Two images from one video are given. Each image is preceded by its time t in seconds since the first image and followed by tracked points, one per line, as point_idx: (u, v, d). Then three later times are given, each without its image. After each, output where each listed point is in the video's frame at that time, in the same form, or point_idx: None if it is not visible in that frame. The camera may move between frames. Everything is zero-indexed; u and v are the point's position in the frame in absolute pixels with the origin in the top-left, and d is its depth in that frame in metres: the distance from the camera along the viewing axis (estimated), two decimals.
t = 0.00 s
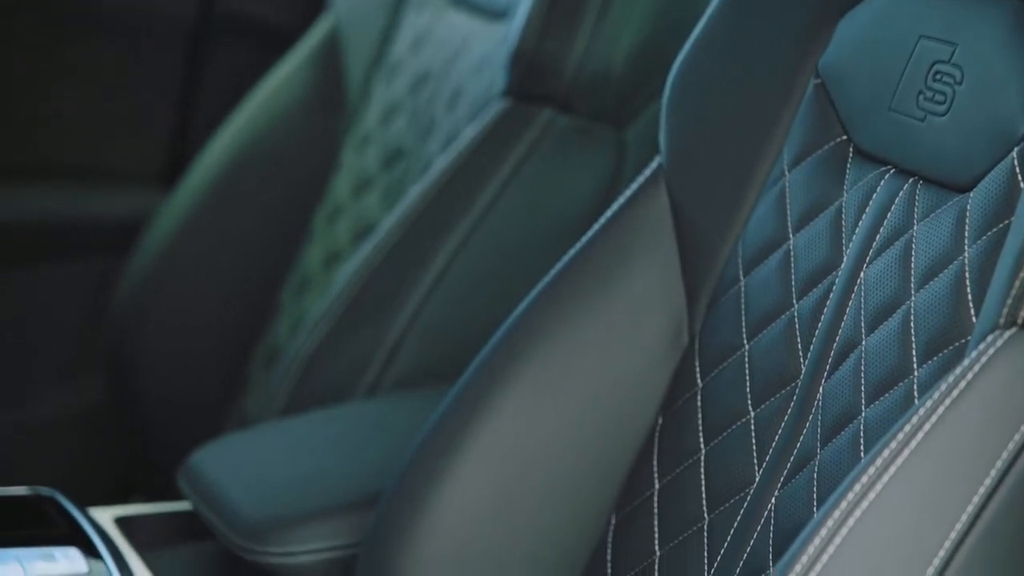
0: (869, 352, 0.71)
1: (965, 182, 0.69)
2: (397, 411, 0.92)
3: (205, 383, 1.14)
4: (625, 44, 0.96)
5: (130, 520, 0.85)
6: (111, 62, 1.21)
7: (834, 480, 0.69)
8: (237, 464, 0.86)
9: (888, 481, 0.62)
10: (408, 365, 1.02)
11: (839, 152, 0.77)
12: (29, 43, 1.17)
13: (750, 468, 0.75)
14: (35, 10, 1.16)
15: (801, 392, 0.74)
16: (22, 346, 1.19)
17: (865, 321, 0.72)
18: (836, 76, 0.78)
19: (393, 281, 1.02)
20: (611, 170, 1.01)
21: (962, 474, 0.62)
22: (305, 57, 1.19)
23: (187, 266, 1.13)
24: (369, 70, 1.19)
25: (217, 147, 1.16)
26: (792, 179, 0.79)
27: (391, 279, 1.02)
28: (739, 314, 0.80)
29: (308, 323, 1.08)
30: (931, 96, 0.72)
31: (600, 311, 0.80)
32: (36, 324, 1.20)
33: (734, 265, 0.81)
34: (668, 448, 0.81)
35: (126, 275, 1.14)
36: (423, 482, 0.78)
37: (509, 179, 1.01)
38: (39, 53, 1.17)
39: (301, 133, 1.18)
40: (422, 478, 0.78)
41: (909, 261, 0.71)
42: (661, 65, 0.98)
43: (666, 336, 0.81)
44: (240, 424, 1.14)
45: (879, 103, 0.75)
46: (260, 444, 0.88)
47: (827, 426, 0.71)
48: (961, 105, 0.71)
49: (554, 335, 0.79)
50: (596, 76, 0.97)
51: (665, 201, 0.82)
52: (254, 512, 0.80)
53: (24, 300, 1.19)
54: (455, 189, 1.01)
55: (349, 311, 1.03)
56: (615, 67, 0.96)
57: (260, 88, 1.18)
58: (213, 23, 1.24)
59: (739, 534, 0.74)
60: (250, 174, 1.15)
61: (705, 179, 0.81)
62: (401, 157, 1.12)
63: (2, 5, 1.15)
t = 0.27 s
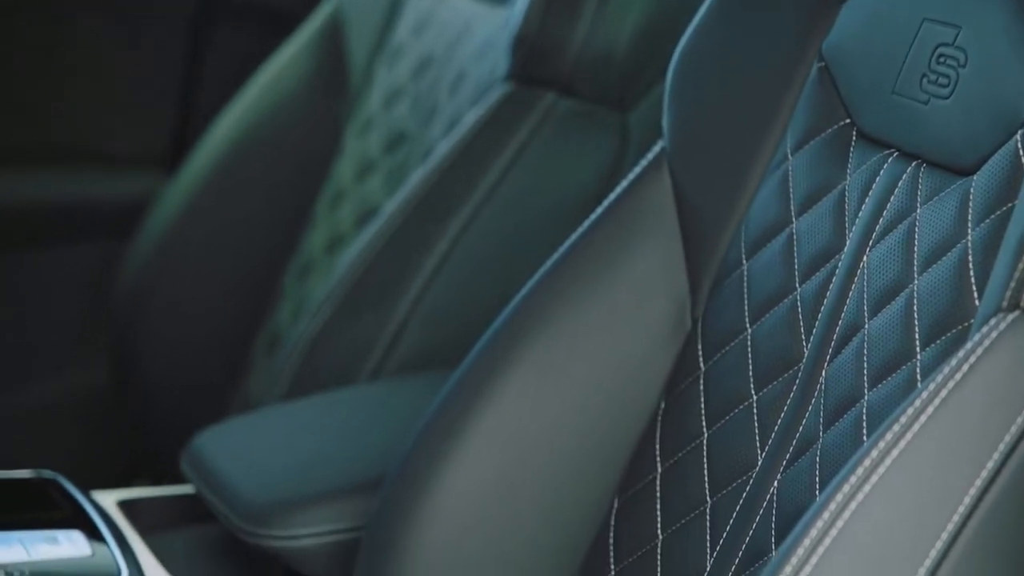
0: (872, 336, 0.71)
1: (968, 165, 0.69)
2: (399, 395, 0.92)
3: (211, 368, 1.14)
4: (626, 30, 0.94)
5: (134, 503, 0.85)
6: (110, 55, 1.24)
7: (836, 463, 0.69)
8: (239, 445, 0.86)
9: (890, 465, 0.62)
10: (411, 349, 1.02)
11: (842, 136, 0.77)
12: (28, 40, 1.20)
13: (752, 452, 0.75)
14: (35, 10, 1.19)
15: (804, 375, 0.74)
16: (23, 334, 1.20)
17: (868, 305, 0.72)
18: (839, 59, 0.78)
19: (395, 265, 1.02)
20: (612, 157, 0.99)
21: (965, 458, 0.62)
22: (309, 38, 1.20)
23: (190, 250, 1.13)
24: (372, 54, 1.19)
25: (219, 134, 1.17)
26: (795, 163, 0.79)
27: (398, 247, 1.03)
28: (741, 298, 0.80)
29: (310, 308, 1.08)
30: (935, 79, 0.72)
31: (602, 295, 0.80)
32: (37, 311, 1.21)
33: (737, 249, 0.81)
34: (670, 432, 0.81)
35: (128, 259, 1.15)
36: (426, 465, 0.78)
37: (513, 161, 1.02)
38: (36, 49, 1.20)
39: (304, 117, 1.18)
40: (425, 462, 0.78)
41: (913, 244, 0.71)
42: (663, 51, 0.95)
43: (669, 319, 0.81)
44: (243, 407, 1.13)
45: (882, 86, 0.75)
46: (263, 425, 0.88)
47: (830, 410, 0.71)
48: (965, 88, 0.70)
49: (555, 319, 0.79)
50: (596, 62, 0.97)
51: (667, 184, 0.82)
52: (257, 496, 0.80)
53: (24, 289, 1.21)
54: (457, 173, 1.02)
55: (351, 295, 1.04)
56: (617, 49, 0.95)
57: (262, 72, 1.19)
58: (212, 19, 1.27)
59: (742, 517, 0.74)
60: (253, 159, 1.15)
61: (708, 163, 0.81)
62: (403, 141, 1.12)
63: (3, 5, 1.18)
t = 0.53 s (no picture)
0: (877, 321, 0.71)
1: (974, 150, 0.69)
2: (404, 380, 0.92)
3: (212, 353, 1.14)
4: (632, 16, 0.94)
5: (138, 487, 0.87)
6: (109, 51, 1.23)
7: (840, 447, 0.69)
8: (244, 431, 0.86)
9: (896, 448, 0.62)
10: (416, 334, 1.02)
11: (847, 121, 0.77)
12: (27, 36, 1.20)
13: (757, 436, 0.75)
14: (36, 9, 1.19)
15: (809, 360, 0.74)
16: (25, 320, 1.20)
17: (872, 289, 0.72)
18: (844, 43, 0.77)
19: (399, 250, 1.02)
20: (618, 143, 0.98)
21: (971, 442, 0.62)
22: (312, 25, 1.19)
23: (194, 237, 1.13)
24: (376, 39, 1.19)
25: (223, 118, 1.16)
26: (800, 147, 0.79)
27: (398, 245, 1.03)
28: (746, 283, 0.79)
29: (314, 293, 1.08)
30: (941, 63, 0.72)
31: (608, 280, 0.80)
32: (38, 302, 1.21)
33: (741, 234, 0.81)
34: (674, 417, 0.80)
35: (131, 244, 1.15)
36: (430, 449, 0.78)
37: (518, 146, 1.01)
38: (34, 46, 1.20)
39: (308, 102, 1.18)
40: (429, 447, 0.78)
41: (917, 229, 0.71)
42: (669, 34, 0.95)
43: (673, 305, 0.81)
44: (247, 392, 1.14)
45: (888, 71, 0.75)
46: (268, 411, 0.88)
47: (834, 394, 0.71)
48: (971, 72, 0.70)
49: (559, 305, 0.79)
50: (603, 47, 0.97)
51: (672, 167, 0.82)
52: (260, 481, 0.80)
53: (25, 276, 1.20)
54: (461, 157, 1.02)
55: (355, 281, 1.04)
56: (623, 34, 0.95)
57: (262, 61, 1.18)
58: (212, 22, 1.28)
59: (745, 502, 0.74)
60: (256, 145, 1.15)
61: (713, 148, 0.81)
62: (409, 126, 1.12)
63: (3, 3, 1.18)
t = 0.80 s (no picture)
0: (882, 307, 0.71)
1: (979, 136, 0.69)
2: (409, 366, 0.92)
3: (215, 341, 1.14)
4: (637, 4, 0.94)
5: (142, 473, 0.87)
6: (109, 51, 1.23)
7: (845, 434, 0.69)
8: (248, 418, 0.86)
9: (901, 435, 0.63)
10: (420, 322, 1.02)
11: (852, 107, 0.77)
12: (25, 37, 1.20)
13: (761, 423, 0.75)
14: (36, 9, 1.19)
15: (814, 346, 0.74)
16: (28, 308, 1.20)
17: (877, 276, 0.72)
18: (849, 29, 0.77)
19: (403, 237, 1.03)
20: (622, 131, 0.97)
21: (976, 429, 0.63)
22: (313, 15, 1.19)
23: (198, 224, 1.12)
24: (380, 27, 1.19)
25: (226, 106, 1.16)
26: (804, 133, 0.79)
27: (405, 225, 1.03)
28: (750, 270, 0.79)
29: (318, 281, 1.08)
30: (946, 50, 0.71)
31: (614, 267, 0.79)
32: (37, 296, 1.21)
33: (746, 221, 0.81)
34: (679, 403, 0.81)
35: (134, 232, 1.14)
36: (434, 436, 0.78)
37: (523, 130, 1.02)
38: (33, 46, 1.20)
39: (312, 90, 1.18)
40: (433, 433, 0.78)
41: (922, 215, 0.70)
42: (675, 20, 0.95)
43: (678, 292, 0.81)
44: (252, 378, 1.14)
45: (894, 57, 0.75)
46: (272, 399, 0.88)
47: (839, 381, 0.71)
48: (977, 58, 0.70)
49: (563, 292, 0.79)
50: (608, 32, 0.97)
51: (677, 152, 0.81)
52: (265, 467, 0.80)
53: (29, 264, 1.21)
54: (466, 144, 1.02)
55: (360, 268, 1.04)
56: (627, 19, 0.95)
57: (265, 49, 1.17)
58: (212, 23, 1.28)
59: (749, 489, 0.74)
60: (260, 133, 1.15)
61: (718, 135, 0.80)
62: (413, 113, 1.12)
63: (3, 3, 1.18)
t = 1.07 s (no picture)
0: (888, 292, 0.70)
1: (986, 120, 0.69)
2: (416, 351, 0.92)
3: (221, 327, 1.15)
4: None
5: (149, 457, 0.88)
6: (109, 50, 1.26)
7: (851, 418, 0.69)
8: (254, 401, 0.86)
9: (906, 419, 0.63)
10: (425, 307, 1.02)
11: (859, 91, 0.77)
12: (24, 36, 1.22)
13: (767, 407, 0.75)
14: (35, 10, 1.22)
15: (820, 329, 0.74)
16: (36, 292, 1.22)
17: (884, 260, 0.72)
18: (856, 13, 0.77)
19: (409, 221, 1.03)
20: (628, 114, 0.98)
21: (983, 413, 0.63)
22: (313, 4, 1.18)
23: (203, 210, 1.13)
24: (385, 13, 1.19)
25: (231, 92, 1.16)
26: (811, 118, 0.78)
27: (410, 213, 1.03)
28: (756, 255, 0.79)
29: (323, 266, 1.08)
30: (953, 33, 0.71)
31: (620, 251, 0.79)
32: (39, 285, 1.22)
33: (752, 206, 0.81)
34: (685, 388, 0.80)
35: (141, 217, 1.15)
36: (440, 421, 0.78)
37: (528, 116, 1.01)
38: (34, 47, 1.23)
39: (318, 74, 1.17)
40: (438, 419, 0.78)
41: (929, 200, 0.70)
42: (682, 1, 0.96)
43: (684, 277, 0.81)
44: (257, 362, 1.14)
45: (901, 40, 0.74)
46: (278, 382, 0.88)
47: (845, 365, 0.71)
48: (983, 41, 0.69)
49: (568, 278, 0.79)
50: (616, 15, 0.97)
51: (683, 139, 0.81)
52: (271, 452, 0.81)
53: (36, 250, 1.22)
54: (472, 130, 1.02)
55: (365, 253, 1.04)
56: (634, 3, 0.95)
57: (271, 34, 1.18)
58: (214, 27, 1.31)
59: (755, 473, 0.74)
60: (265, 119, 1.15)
61: (724, 119, 0.80)
62: (418, 97, 1.12)
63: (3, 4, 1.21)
